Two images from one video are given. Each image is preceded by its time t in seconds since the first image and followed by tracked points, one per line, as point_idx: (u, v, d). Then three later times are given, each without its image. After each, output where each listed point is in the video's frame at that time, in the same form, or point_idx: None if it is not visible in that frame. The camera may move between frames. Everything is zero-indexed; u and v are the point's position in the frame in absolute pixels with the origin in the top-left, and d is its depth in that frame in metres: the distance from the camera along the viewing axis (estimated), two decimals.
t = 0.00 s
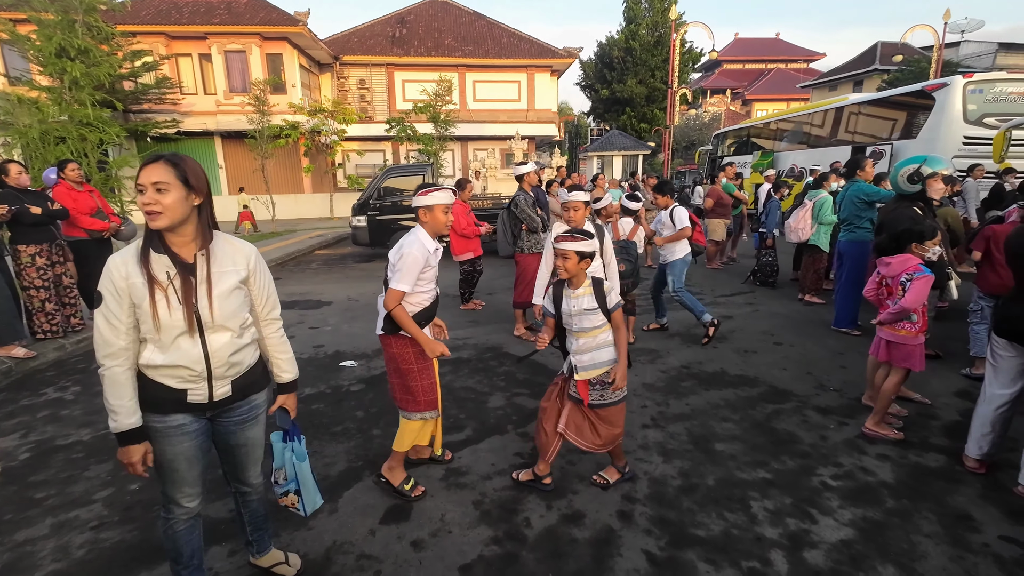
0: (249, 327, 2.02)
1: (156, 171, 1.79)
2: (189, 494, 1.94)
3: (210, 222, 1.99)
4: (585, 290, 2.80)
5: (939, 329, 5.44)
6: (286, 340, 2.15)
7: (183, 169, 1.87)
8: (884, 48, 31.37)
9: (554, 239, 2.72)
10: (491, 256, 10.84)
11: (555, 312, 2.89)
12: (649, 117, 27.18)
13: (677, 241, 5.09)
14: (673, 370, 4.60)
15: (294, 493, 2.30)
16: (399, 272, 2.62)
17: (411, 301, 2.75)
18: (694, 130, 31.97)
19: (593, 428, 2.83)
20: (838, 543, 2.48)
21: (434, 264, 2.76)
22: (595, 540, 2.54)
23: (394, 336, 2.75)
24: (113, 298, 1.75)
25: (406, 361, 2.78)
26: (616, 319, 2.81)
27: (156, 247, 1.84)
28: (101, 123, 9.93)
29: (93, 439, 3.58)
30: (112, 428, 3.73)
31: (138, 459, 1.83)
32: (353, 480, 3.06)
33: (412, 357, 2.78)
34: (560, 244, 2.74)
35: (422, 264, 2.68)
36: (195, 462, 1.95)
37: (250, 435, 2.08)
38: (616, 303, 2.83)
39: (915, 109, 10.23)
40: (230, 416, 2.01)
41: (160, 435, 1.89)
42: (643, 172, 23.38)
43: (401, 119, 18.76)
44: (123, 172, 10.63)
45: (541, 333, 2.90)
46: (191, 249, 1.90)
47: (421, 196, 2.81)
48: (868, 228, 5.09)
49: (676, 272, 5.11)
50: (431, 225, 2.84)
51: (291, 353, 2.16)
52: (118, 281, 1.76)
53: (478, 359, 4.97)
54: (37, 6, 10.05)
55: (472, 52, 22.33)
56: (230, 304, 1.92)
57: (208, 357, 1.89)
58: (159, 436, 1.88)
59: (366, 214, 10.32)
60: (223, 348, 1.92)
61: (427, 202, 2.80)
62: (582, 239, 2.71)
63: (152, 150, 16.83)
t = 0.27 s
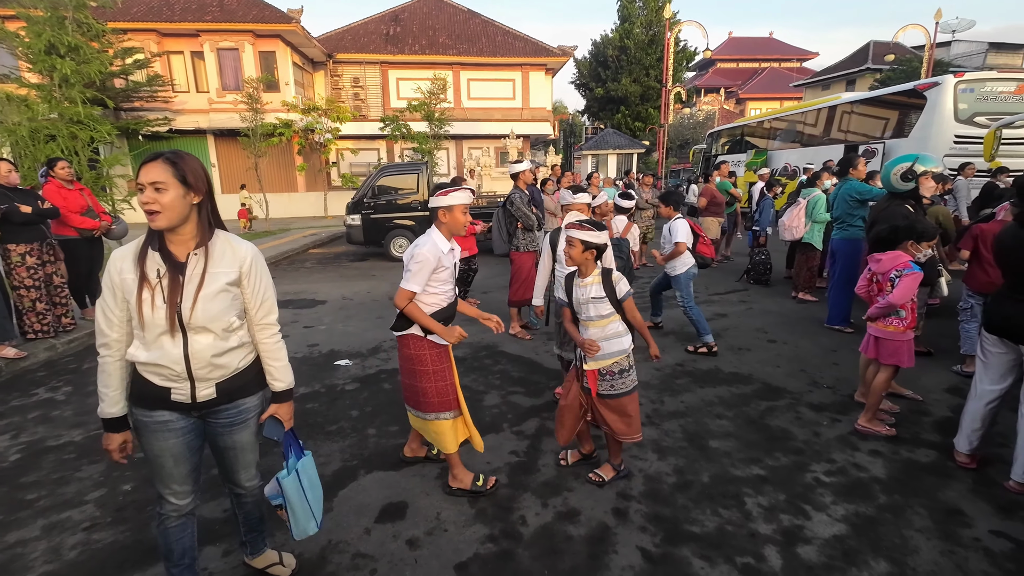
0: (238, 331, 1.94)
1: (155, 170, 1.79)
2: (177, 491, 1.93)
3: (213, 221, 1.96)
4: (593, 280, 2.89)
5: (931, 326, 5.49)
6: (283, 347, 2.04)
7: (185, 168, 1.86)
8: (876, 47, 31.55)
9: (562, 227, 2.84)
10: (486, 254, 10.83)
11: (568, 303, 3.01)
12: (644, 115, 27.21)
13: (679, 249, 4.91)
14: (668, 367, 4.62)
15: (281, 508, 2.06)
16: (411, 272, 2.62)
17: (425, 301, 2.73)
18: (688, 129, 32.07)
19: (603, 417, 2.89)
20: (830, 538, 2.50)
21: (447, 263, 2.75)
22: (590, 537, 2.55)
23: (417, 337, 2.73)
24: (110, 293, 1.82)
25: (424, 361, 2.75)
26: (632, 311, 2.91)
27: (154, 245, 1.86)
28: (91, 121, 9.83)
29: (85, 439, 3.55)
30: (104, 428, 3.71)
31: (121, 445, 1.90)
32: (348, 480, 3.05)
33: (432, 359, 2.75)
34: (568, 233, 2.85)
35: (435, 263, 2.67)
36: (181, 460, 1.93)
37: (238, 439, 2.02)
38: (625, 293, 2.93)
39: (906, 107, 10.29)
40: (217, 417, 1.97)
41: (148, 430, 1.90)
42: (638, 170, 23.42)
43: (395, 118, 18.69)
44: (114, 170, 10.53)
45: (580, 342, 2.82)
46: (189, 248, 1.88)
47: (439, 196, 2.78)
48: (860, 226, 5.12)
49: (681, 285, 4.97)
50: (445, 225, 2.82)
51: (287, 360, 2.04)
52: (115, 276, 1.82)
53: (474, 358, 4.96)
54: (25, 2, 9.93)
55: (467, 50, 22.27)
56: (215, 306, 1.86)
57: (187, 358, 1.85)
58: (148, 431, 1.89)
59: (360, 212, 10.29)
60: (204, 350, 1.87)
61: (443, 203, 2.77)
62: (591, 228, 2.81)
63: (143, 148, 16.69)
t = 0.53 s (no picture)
0: (231, 331, 1.92)
1: (151, 168, 1.78)
2: (172, 490, 1.93)
3: (210, 219, 1.95)
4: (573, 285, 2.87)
5: (925, 323, 5.52)
6: (277, 349, 1.99)
7: (183, 166, 1.85)
8: (871, 46, 31.68)
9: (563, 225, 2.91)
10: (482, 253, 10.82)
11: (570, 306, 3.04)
12: (640, 114, 27.24)
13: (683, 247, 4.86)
14: (664, 366, 4.63)
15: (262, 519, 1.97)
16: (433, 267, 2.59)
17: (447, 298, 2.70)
18: (684, 127, 32.13)
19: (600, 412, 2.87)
20: (826, 535, 2.51)
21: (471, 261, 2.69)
22: (588, 534, 2.55)
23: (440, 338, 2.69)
24: (106, 291, 1.84)
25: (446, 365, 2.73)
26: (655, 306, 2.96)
27: (150, 244, 1.86)
28: (85, 119, 9.76)
29: (80, 439, 3.54)
30: (100, 428, 3.69)
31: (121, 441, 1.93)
32: (345, 479, 3.04)
33: (455, 361, 2.73)
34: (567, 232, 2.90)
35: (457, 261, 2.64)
36: (175, 459, 1.93)
37: (232, 440, 2.00)
38: (598, 296, 2.69)
39: (901, 106, 10.34)
40: (211, 417, 1.96)
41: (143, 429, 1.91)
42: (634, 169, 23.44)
43: (391, 116, 18.65)
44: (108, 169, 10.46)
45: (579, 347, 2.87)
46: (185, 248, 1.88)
47: (468, 193, 2.70)
48: (855, 224, 5.14)
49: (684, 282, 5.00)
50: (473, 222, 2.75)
51: (280, 363, 1.99)
52: (110, 275, 1.83)
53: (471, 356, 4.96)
54: None
55: (463, 48, 22.23)
56: (207, 306, 1.84)
57: (179, 357, 1.84)
58: (143, 428, 1.90)
59: (356, 211, 10.27)
60: (195, 350, 1.86)
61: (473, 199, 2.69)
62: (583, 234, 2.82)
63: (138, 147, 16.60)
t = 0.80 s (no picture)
0: (227, 330, 1.92)
1: (143, 166, 1.77)
2: (169, 490, 1.92)
3: (204, 218, 1.94)
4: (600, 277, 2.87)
5: (921, 322, 5.54)
6: (270, 348, 1.98)
7: (174, 164, 1.85)
8: (868, 45, 31.76)
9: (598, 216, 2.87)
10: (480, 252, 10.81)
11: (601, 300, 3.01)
12: (638, 112, 27.24)
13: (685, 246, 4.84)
14: (662, 364, 4.63)
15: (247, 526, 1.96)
16: (489, 274, 2.53)
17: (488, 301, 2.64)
18: (681, 126, 32.16)
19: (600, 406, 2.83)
20: (824, 533, 2.52)
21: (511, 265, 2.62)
22: (587, 533, 2.55)
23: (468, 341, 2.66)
24: (100, 292, 1.83)
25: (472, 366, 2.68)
26: (679, 291, 3.08)
27: (144, 244, 1.85)
28: (81, 117, 9.71)
29: (77, 439, 3.52)
30: (96, 428, 3.67)
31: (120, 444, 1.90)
32: (344, 478, 3.04)
33: (481, 363, 2.68)
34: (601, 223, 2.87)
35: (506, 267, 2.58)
36: (172, 460, 1.91)
37: (228, 440, 1.99)
38: (607, 290, 2.63)
39: (897, 105, 10.36)
40: (208, 417, 1.95)
41: (140, 430, 1.89)
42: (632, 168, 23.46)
43: (389, 115, 18.62)
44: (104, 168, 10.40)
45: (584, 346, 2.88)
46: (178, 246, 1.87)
47: (504, 198, 2.63)
48: (852, 222, 5.15)
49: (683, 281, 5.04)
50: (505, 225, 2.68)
51: (274, 362, 1.98)
52: (103, 276, 1.82)
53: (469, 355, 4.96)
54: None
55: (461, 47, 22.20)
56: (202, 304, 1.83)
57: (174, 357, 1.83)
58: (139, 429, 1.89)
59: (354, 210, 10.25)
60: (192, 349, 1.85)
61: (506, 205, 2.63)
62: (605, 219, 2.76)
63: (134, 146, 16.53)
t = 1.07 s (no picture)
0: (226, 329, 1.91)
1: (137, 165, 1.76)
2: (166, 491, 1.91)
3: (199, 217, 1.94)
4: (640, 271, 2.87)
5: (920, 320, 5.55)
6: (268, 348, 1.98)
7: (168, 162, 1.84)
8: (867, 44, 31.79)
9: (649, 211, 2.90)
10: (479, 251, 10.81)
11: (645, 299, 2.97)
12: (636, 111, 27.23)
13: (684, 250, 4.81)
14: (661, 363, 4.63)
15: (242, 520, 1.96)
16: (517, 267, 2.44)
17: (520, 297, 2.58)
18: (680, 125, 32.18)
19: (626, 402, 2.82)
20: (823, 531, 2.52)
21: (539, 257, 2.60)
22: (587, 532, 2.56)
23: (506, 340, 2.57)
24: (95, 292, 1.81)
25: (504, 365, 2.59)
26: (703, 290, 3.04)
27: (140, 243, 1.84)
28: (78, 116, 9.68)
29: (75, 439, 3.51)
30: (95, 428, 3.67)
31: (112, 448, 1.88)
32: (343, 478, 3.04)
33: (509, 363, 2.58)
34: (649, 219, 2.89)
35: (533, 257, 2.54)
36: (169, 461, 1.91)
37: (226, 440, 1.99)
38: (636, 284, 2.66)
39: (896, 104, 10.37)
40: (206, 418, 1.95)
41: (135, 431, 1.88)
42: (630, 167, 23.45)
43: (388, 114, 18.59)
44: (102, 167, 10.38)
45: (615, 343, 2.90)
46: (175, 246, 1.87)
47: (516, 188, 2.60)
48: (850, 221, 5.17)
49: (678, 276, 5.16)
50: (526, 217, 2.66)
51: (271, 361, 1.98)
52: (98, 276, 1.80)
53: (468, 355, 4.96)
54: None
55: (459, 46, 22.16)
56: (200, 304, 1.83)
57: (173, 357, 1.83)
58: (135, 431, 1.88)
59: (352, 209, 10.24)
60: (191, 349, 1.85)
61: (518, 196, 2.58)
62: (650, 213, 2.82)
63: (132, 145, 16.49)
